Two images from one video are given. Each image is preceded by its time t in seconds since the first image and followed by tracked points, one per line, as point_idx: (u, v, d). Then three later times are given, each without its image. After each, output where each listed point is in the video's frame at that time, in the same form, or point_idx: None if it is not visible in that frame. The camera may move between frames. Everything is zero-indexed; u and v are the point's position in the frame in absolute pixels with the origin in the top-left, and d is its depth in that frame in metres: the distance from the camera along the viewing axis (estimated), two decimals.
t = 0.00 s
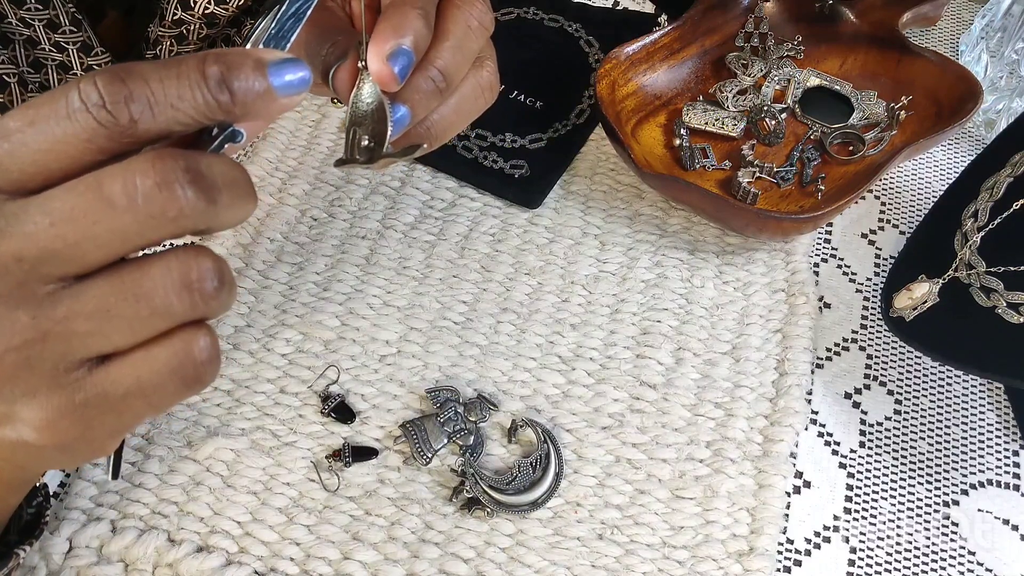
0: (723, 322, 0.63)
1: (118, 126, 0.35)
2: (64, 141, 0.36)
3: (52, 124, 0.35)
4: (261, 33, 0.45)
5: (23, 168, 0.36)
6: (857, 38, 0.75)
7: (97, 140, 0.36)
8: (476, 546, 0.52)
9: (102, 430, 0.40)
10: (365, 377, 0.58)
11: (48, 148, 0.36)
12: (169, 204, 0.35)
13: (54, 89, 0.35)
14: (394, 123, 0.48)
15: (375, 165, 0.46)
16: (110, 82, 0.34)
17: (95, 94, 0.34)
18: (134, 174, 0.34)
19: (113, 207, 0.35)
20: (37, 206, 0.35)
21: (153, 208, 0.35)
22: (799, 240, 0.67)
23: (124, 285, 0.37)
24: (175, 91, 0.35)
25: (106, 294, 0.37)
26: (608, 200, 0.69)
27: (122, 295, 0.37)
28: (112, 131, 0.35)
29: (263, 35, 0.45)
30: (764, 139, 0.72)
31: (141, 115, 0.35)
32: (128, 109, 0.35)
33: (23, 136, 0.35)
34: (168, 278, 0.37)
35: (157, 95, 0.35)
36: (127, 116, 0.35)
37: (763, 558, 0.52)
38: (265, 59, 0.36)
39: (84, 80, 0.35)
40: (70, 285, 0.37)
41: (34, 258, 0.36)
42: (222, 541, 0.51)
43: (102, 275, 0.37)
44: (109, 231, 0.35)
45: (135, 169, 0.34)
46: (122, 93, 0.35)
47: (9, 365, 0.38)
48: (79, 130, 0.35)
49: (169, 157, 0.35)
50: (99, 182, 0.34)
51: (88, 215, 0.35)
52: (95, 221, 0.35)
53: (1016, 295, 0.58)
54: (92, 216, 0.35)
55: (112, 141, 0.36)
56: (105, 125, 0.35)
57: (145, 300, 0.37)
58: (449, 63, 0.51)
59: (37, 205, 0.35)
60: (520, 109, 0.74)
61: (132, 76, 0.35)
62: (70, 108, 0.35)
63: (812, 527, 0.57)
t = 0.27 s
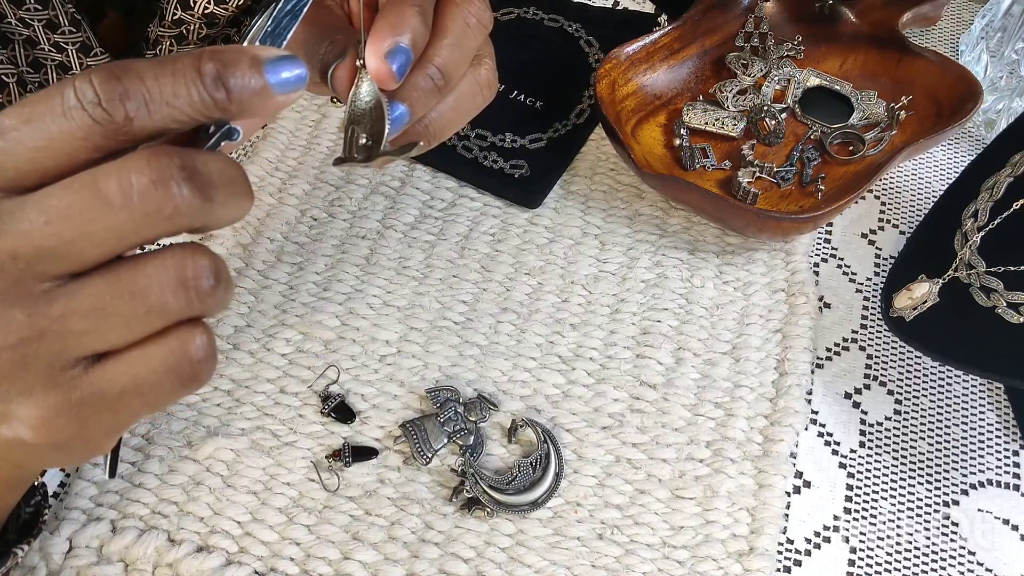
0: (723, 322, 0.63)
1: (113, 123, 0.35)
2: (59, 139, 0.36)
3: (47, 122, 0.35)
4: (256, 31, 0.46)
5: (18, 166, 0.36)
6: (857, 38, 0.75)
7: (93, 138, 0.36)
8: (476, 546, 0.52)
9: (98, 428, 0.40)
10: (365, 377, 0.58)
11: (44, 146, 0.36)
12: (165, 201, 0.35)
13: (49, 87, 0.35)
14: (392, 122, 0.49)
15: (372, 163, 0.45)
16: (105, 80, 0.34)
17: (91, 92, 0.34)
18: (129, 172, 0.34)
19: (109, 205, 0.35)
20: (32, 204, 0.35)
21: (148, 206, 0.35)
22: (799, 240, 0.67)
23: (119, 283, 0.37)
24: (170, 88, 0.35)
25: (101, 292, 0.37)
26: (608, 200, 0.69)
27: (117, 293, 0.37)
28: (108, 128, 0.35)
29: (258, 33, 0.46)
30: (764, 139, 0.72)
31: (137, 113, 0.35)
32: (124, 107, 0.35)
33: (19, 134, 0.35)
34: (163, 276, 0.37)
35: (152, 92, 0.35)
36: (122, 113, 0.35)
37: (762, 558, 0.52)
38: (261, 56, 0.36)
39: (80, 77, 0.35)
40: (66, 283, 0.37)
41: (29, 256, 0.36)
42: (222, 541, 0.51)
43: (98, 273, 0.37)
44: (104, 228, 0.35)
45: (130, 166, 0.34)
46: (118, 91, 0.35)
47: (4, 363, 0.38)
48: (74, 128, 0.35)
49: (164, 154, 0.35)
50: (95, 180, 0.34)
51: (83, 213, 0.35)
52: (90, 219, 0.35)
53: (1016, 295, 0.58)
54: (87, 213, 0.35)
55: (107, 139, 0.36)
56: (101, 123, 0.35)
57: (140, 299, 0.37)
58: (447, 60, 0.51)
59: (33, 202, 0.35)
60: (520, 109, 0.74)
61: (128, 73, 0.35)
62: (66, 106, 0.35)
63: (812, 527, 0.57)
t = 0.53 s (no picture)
0: (723, 322, 0.63)
1: (114, 123, 0.35)
2: (59, 138, 0.36)
3: (48, 121, 0.35)
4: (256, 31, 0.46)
5: (19, 165, 0.36)
6: (857, 38, 0.75)
7: (94, 138, 0.36)
8: (476, 546, 0.52)
9: (99, 428, 0.40)
10: (365, 377, 0.58)
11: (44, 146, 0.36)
12: (166, 201, 0.35)
13: (49, 87, 0.35)
14: (392, 122, 0.49)
15: (372, 163, 0.45)
16: (106, 80, 0.34)
17: (92, 91, 0.34)
18: (130, 172, 0.34)
19: (110, 204, 0.35)
20: (33, 204, 0.35)
21: (149, 206, 0.35)
22: (799, 240, 0.67)
23: (120, 282, 0.37)
24: (171, 88, 0.35)
25: (102, 291, 0.37)
26: (608, 200, 0.69)
27: (118, 292, 0.37)
28: (109, 128, 0.35)
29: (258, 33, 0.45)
30: (764, 139, 0.72)
31: (138, 113, 0.35)
32: (125, 106, 0.35)
33: (19, 134, 0.35)
34: (163, 275, 0.37)
35: (152, 92, 0.35)
36: (123, 113, 0.35)
37: (762, 558, 0.52)
38: (261, 55, 0.36)
39: (80, 77, 0.35)
40: (66, 282, 0.37)
41: (30, 256, 0.36)
42: (222, 541, 0.51)
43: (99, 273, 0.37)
44: (105, 227, 0.35)
45: (131, 166, 0.34)
46: (118, 90, 0.35)
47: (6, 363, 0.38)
48: (74, 127, 0.35)
49: (165, 154, 0.35)
50: (95, 180, 0.34)
51: (84, 213, 0.35)
52: (90, 219, 0.35)
53: (1016, 295, 0.58)
54: (88, 213, 0.35)
55: (107, 138, 0.36)
56: (101, 122, 0.35)
57: (141, 298, 0.37)
58: (447, 60, 0.51)
59: (33, 202, 0.35)
60: (520, 109, 0.74)
61: (128, 73, 0.35)
62: (66, 105, 0.35)
63: (812, 527, 0.57)
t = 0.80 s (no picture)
0: (723, 322, 0.63)
1: (113, 123, 0.35)
2: (59, 138, 0.36)
3: (48, 121, 0.35)
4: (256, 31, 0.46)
5: (19, 165, 0.36)
6: (857, 38, 0.75)
7: (93, 137, 0.36)
8: (476, 546, 0.52)
9: (99, 427, 0.40)
10: (365, 377, 0.58)
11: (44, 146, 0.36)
12: (166, 200, 0.35)
13: (49, 87, 0.35)
14: (392, 123, 0.49)
15: (372, 164, 0.45)
16: (105, 79, 0.35)
17: (91, 91, 0.34)
18: (130, 172, 0.34)
19: (110, 204, 0.35)
20: (33, 204, 0.35)
21: (149, 205, 0.35)
22: (799, 240, 0.67)
23: (120, 282, 0.37)
24: (170, 87, 0.35)
25: (102, 291, 0.37)
26: (608, 200, 0.69)
27: (118, 292, 0.37)
28: (108, 127, 0.35)
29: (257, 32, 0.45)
30: (764, 139, 0.72)
31: (137, 112, 0.35)
32: (125, 106, 0.35)
33: (19, 133, 0.35)
34: (163, 275, 0.37)
35: (152, 91, 0.35)
36: (123, 112, 0.35)
37: (762, 558, 0.52)
38: (260, 55, 0.36)
39: (80, 76, 0.35)
40: (66, 282, 0.37)
41: (30, 256, 0.36)
42: (222, 541, 0.51)
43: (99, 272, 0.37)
44: (105, 227, 0.35)
45: (130, 166, 0.34)
46: (118, 89, 0.35)
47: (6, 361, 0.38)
48: (74, 127, 0.35)
49: (164, 153, 0.35)
50: (95, 180, 0.35)
51: (84, 213, 0.35)
52: (90, 219, 0.35)
53: (1016, 295, 0.58)
54: (88, 212, 0.35)
55: (107, 138, 0.36)
56: (101, 122, 0.35)
57: (141, 297, 0.37)
58: (447, 61, 0.51)
59: (33, 202, 0.35)
60: (520, 109, 0.74)
61: (127, 72, 0.35)
62: (66, 105, 0.35)
63: (812, 527, 0.57)
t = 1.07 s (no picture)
0: (723, 322, 0.63)
1: (110, 120, 0.35)
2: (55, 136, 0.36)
3: (44, 118, 0.35)
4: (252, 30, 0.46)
5: (16, 163, 0.36)
6: (857, 38, 0.75)
7: (90, 135, 0.36)
8: (476, 546, 0.52)
9: (96, 426, 0.40)
10: (365, 377, 0.58)
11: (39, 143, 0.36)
12: (162, 198, 0.35)
13: (45, 84, 0.35)
14: (390, 124, 0.49)
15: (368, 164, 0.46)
16: (102, 77, 0.35)
17: (88, 88, 0.34)
18: (126, 169, 0.34)
19: (106, 201, 0.35)
20: (29, 202, 0.35)
21: (145, 203, 0.35)
22: (799, 239, 0.67)
23: (117, 279, 0.37)
24: (167, 85, 0.35)
25: (98, 288, 0.37)
26: (608, 200, 0.69)
27: (114, 289, 0.37)
28: (105, 125, 0.35)
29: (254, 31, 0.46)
30: (764, 139, 0.72)
31: (134, 110, 0.35)
32: (121, 103, 0.35)
33: (15, 131, 0.35)
34: (159, 273, 0.37)
35: (149, 89, 0.35)
36: (119, 110, 0.35)
37: (762, 558, 0.52)
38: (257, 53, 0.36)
39: (77, 74, 0.35)
40: (63, 280, 0.38)
41: (27, 253, 0.36)
42: (222, 541, 0.51)
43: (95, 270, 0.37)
44: (101, 224, 0.35)
45: (127, 163, 0.34)
46: (114, 87, 0.35)
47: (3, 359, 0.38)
48: (70, 125, 0.35)
49: (161, 151, 0.35)
50: (91, 177, 0.35)
51: (80, 210, 0.35)
52: (85, 216, 0.35)
53: (1016, 295, 0.58)
54: (84, 210, 0.35)
55: (104, 135, 0.36)
56: (97, 119, 0.35)
57: (137, 294, 0.37)
58: (446, 62, 0.51)
59: (30, 200, 0.35)
60: (520, 109, 0.74)
61: (124, 70, 0.35)
62: (62, 103, 0.35)
63: (812, 527, 0.57)
